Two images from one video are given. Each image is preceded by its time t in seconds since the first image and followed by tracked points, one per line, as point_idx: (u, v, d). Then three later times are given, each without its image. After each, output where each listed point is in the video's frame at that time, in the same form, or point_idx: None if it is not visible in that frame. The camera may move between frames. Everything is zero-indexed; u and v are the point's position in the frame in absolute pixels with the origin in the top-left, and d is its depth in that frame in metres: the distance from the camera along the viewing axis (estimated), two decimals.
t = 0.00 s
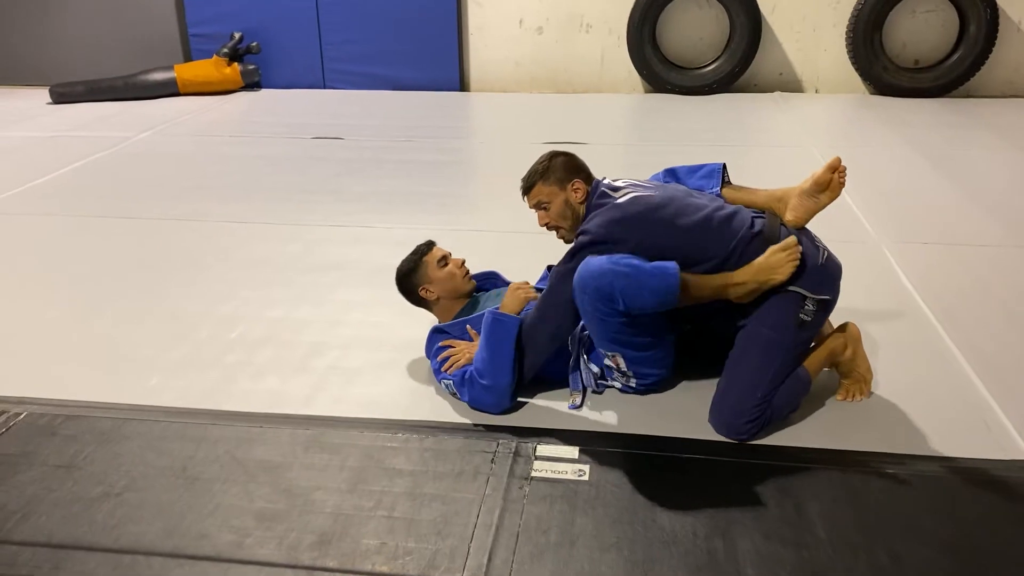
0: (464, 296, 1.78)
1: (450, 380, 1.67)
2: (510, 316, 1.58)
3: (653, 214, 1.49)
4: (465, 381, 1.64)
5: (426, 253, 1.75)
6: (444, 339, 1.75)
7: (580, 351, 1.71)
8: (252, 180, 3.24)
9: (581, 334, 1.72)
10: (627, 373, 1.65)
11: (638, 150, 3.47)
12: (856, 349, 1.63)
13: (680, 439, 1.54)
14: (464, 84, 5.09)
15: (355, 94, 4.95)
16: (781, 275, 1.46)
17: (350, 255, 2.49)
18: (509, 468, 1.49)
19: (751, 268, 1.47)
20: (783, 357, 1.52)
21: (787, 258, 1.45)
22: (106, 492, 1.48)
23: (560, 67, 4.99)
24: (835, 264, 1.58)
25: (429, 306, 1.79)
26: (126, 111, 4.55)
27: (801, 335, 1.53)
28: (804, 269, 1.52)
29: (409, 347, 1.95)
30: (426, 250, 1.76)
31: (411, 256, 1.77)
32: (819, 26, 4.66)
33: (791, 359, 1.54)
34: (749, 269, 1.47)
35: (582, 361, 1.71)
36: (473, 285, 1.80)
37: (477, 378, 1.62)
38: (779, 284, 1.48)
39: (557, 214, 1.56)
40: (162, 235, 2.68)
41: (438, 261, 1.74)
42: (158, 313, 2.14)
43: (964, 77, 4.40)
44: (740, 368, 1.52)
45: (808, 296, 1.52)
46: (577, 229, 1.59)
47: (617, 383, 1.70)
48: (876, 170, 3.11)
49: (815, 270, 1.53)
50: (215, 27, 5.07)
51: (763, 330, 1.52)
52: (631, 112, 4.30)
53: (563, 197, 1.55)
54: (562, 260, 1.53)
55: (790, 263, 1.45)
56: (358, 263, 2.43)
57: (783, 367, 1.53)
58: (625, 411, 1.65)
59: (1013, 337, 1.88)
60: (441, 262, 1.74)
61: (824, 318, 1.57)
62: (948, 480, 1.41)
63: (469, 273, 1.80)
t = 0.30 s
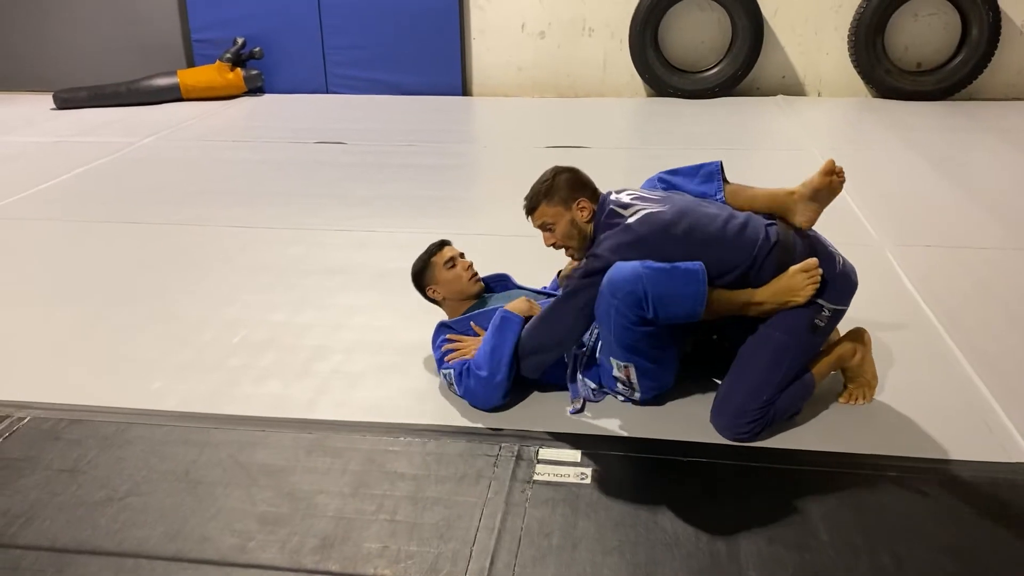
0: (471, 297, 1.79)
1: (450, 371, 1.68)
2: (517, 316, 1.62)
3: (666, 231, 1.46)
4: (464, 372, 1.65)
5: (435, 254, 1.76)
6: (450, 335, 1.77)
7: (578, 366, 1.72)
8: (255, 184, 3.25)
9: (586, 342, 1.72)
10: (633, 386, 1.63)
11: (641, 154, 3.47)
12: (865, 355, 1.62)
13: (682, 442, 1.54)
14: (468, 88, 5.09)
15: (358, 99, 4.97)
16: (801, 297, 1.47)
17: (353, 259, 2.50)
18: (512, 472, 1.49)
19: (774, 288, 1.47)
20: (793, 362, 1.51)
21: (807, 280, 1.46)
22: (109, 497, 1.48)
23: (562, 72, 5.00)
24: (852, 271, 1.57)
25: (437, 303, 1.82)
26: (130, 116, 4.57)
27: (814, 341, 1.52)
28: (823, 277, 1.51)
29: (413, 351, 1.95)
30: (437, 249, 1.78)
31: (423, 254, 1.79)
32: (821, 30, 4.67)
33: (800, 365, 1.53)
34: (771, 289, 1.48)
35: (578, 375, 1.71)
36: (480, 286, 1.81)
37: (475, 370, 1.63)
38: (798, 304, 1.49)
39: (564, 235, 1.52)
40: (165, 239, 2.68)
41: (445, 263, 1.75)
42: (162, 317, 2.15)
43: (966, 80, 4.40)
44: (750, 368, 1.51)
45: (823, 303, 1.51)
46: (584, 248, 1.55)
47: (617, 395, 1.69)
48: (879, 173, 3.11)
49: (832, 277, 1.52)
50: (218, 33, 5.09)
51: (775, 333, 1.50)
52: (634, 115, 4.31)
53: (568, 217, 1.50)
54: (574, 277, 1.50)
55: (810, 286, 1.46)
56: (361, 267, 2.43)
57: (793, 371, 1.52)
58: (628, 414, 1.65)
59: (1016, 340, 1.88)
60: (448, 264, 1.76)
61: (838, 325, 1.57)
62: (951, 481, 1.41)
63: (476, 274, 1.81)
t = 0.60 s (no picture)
0: (475, 301, 1.80)
1: (450, 365, 1.70)
2: (517, 324, 1.62)
3: (656, 248, 1.42)
4: (461, 368, 1.67)
5: (443, 256, 1.78)
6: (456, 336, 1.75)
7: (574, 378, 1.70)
8: (258, 188, 3.26)
9: (583, 351, 1.70)
10: (625, 400, 1.63)
11: (642, 157, 3.48)
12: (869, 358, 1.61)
13: (683, 444, 1.54)
14: (469, 91, 5.10)
15: (360, 102, 4.98)
16: (801, 305, 1.45)
17: (355, 262, 2.50)
18: (513, 474, 1.49)
19: (774, 295, 1.45)
20: (794, 371, 1.49)
21: (808, 288, 1.43)
22: (112, 499, 1.49)
23: (563, 75, 5.01)
24: (858, 273, 1.53)
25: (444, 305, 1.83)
26: (132, 120, 4.58)
27: (816, 347, 1.50)
28: (827, 281, 1.48)
29: (414, 354, 1.95)
30: (444, 252, 1.79)
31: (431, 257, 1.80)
32: (823, 32, 4.67)
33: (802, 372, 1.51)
34: (771, 296, 1.45)
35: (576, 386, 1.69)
36: (486, 290, 1.80)
37: (468, 369, 1.64)
38: (801, 312, 1.47)
39: (555, 252, 1.52)
40: (168, 243, 2.69)
41: (451, 265, 1.76)
42: (165, 320, 2.15)
43: (968, 82, 4.39)
44: (750, 378, 1.50)
45: (826, 308, 1.48)
46: (576, 262, 1.55)
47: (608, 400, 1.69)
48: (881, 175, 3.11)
49: (835, 281, 1.49)
50: (221, 37, 5.11)
51: (775, 342, 1.48)
52: (635, 118, 4.32)
53: (558, 234, 1.50)
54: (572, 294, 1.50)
55: (811, 295, 1.44)
56: (363, 270, 2.44)
57: (794, 379, 1.50)
58: (628, 416, 1.65)
59: (1018, 341, 1.88)
60: (454, 267, 1.76)
61: (841, 328, 1.54)
62: (953, 483, 1.41)
63: (483, 279, 1.81)
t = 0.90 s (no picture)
0: (471, 307, 1.80)
1: (448, 372, 1.69)
2: (513, 330, 1.64)
3: (625, 248, 1.41)
4: (459, 375, 1.66)
5: (431, 269, 1.77)
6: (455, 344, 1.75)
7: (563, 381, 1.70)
8: (260, 191, 3.26)
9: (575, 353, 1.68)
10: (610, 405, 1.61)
11: (643, 159, 3.48)
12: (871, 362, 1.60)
13: (685, 446, 1.54)
14: (471, 94, 5.11)
15: (362, 105, 4.98)
16: (783, 306, 1.40)
17: (357, 265, 2.50)
18: (515, 477, 1.49)
19: (754, 297, 1.40)
20: (789, 375, 1.46)
21: (788, 288, 1.39)
22: (113, 502, 1.49)
23: (565, 77, 5.01)
24: (846, 266, 1.47)
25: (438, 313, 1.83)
26: (135, 124, 4.59)
27: (805, 349, 1.46)
28: (808, 280, 1.42)
29: (415, 357, 1.95)
30: (433, 262, 1.77)
31: (419, 269, 1.79)
32: (824, 34, 4.67)
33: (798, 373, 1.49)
34: (752, 298, 1.41)
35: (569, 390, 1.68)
36: (479, 295, 1.81)
37: (468, 376, 1.64)
38: (783, 311, 1.42)
39: (532, 254, 1.52)
40: (170, 246, 2.70)
41: (442, 275, 1.76)
42: (166, 324, 2.15)
43: (969, 84, 4.39)
44: (746, 386, 1.46)
45: (815, 308, 1.44)
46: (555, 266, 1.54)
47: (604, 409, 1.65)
48: (883, 176, 3.11)
49: (820, 277, 1.43)
50: (222, 40, 5.11)
51: (768, 348, 1.44)
52: (636, 120, 4.31)
53: (533, 236, 1.50)
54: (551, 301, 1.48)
55: (793, 294, 1.39)
56: (365, 273, 2.44)
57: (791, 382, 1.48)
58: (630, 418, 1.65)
59: (1020, 342, 1.88)
60: (445, 276, 1.76)
61: (833, 325, 1.50)
62: (955, 486, 1.41)
63: (474, 284, 1.81)
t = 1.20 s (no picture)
0: (470, 311, 1.80)
1: (449, 374, 1.69)
2: (513, 330, 1.64)
3: (600, 240, 1.39)
4: (459, 377, 1.66)
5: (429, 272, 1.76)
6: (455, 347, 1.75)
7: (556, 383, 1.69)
8: (261, 194, 3.26)
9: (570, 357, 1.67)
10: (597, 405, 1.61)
11: (643, 161, 3.47)
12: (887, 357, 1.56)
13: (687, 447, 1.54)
14: (472, 96, 5.11)
15: (364, 108, 4.98)
16: (760, 306, 1.36)
17: (358, 267, 2.50)
18: (515, 479, 1.49)
19: (730, 298, 1.37)
20: (780, 379, 1.44)
21: (764, 288, 1.35)
22: (114, 505, 1.49)
23: (566, 79, 5.01)
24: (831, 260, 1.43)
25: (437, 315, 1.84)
26: (137, 127, 4.60)
27: (792, 351, 1.43)
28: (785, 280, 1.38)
29: (416, 359, 1.95)
30: (429, 268, 1.76)
31: (417, 272, 1.78)
32: (825, 35, 4.67)
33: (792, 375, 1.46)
34: (728, 299, 1.38)
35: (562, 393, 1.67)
36: (478, 298, 1.81)
37: (468, 377, 1.64)
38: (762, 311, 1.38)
39: (515, 244, 1.54)
40: (172, 249, 2.70)
41: (439, 280, 1.75)
42: (167, 326, 2.16)
43: (970, 84, 4.39)
44: (739, 394, 1.45)
45: (799, 306, 1.40)
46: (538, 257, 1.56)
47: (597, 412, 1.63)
48: (885, 178, 3.10)
49: (801, 274, 1.38)
50: (223, 43, 5.12)
51: (755, 353, 1.42)
52: (637, 122, 4.32)
53: (516, 226, 1.53)
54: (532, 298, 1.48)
55: (769, 293, 1.35)
56: (366, 275, 2.44)
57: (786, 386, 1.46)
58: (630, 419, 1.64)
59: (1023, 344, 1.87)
60: (443, 282, 1.75)
61: (822, 323, 1.46)
62: (957, 488, 1.41)
63: (472, 286, 1.81)
